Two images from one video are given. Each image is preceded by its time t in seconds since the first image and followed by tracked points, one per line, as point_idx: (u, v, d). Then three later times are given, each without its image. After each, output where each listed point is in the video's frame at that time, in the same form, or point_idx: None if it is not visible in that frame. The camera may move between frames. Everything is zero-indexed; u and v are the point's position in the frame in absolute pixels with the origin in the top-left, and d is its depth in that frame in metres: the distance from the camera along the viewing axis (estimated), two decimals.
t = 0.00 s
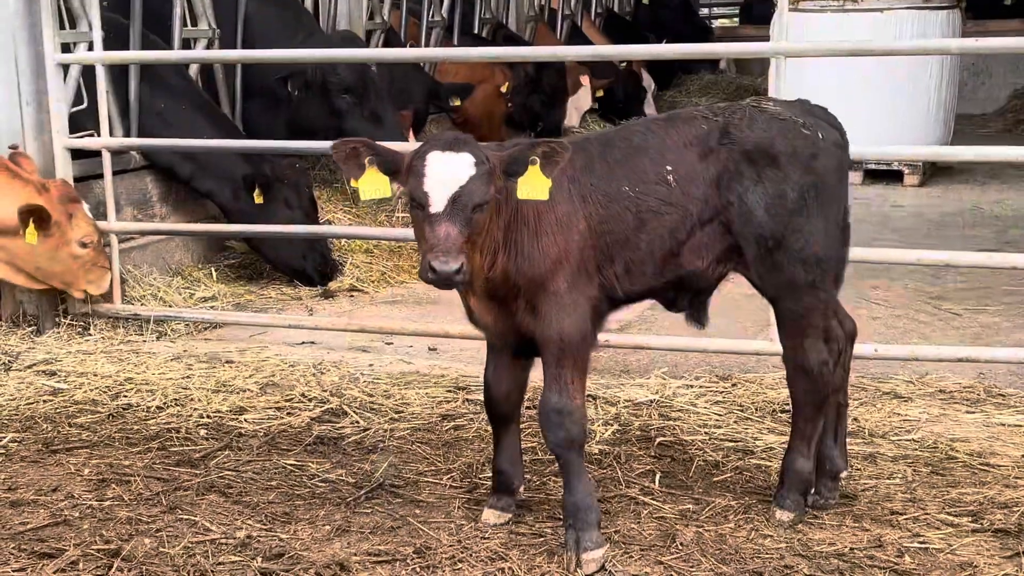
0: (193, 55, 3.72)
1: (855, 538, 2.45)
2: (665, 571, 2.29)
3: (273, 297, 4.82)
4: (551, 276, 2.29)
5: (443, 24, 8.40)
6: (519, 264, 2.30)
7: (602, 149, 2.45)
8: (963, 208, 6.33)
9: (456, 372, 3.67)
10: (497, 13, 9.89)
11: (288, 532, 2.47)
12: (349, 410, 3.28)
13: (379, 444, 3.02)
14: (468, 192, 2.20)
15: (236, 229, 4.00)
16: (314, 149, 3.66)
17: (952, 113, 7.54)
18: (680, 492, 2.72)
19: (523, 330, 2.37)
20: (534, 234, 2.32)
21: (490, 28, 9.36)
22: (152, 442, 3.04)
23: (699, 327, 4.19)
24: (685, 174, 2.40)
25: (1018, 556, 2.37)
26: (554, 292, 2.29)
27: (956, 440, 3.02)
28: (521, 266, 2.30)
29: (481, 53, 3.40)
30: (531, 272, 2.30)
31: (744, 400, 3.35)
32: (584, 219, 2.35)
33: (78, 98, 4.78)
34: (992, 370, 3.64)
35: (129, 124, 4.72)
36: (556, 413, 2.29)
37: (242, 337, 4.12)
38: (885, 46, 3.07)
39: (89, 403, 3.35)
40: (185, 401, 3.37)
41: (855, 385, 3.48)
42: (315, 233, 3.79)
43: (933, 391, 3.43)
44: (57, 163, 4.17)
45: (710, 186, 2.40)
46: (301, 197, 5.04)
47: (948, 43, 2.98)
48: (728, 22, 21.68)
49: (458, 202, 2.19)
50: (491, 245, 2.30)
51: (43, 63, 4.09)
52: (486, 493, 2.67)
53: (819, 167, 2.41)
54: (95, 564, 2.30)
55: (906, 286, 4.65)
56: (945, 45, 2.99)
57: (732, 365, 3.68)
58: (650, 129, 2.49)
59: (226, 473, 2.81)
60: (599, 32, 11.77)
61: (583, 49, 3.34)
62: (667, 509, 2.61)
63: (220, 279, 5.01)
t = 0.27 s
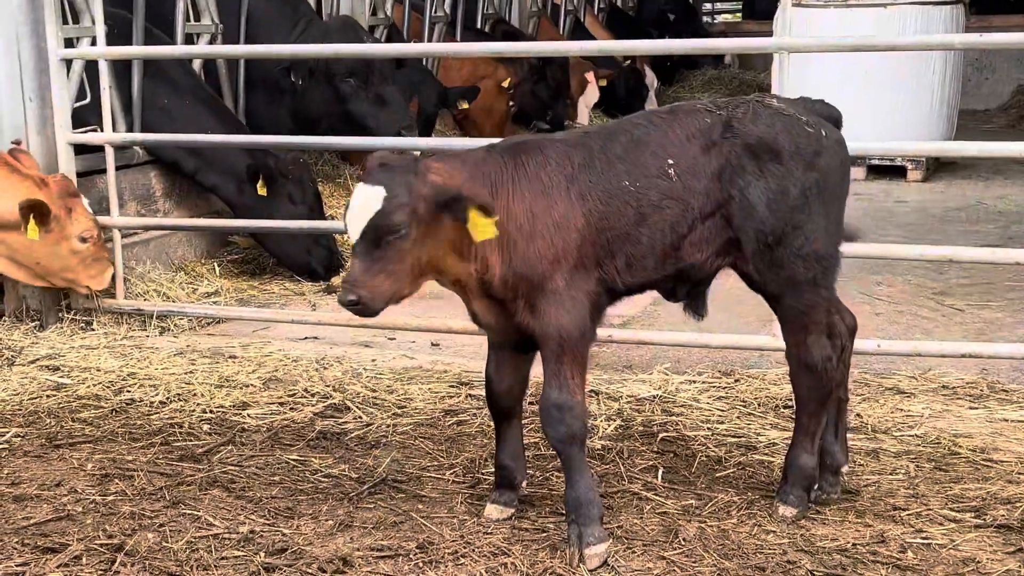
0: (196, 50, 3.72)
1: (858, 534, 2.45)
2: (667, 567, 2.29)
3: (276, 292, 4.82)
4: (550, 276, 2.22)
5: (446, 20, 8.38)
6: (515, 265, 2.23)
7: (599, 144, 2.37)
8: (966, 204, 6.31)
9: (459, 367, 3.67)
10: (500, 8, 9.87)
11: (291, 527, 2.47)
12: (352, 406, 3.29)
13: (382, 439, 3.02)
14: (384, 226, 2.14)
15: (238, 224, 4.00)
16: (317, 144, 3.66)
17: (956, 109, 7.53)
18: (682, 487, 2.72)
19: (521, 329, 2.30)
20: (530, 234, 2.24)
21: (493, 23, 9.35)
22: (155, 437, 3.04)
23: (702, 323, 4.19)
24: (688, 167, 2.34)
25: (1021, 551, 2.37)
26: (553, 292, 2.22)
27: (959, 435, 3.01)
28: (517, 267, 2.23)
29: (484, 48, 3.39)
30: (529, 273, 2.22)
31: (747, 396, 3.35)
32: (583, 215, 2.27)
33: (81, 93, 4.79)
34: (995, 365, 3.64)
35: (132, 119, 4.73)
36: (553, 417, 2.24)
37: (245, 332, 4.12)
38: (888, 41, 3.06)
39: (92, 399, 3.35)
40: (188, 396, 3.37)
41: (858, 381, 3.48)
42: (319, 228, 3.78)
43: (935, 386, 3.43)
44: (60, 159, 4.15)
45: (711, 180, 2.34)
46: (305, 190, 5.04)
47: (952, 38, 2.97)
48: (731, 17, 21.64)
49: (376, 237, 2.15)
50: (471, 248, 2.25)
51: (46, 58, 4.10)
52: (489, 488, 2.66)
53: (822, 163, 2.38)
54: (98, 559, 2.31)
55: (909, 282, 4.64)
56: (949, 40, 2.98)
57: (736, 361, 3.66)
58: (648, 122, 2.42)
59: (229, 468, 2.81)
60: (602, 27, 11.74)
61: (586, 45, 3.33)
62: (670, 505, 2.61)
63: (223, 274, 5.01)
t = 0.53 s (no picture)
0: (198, 47, 3.72)
1: (861, 531, 2.45)
2: (670, 563, 2.29)
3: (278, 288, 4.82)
4: (521, 274, 2.23)
5: (449, 16, 8.37)
6: (485, 263, 2.26)
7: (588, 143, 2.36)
8: (970, 200, 6.30)
9: (461, 363, 3.67)
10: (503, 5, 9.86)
11: (294, 523, 2.47)
12: (354, 402, 3.29)
13: (385, 436, 3.03)
14: (308, 216, 2.32)
15: (241, 221, 4.01)
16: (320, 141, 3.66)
17: (959, 105, 7.52)
18: (685, 484, 2.72)
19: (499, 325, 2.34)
20: (500, 232, 2.27)
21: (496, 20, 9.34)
22: (158, 433, 3.05)
23: (705, 320, 4.19)
24: (681, 165, 2.32)
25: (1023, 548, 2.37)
26: (525, 290, 2.23)
27: (962, 432, 3.01)
28: (487, 265, 2.26)
29: (487, 44, 3.39)
30: (500, 271, 2.25)
31: (750, 392, 3.35)
32: (563, 214, 2.26)
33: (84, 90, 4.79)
34: (998, 362, 3.63)
35: (135, 115, 4.73)
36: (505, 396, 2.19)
37: (248, 328, 4.12)
38: (891, 37, 3.05)
39: (95, 395, 3.35)
40: (191, 392, 3.38)
41: (861, 378, 3.48)
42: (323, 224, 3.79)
43: (938, 383, 3.43)
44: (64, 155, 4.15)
45: (705, 176, 2.33)
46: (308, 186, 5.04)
47: (955, 34, 2.96)
48: (733, 14, 21.61)
49: (308, 227, 2.33)
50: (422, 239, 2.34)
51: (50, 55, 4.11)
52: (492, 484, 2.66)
53: (813, 160, 2.38)
54: (102, 555, 2.31)
55: (912, 279, 4.64)
56: (951, 36, 2.97)
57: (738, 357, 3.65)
58: (642, 120, 2.39)
59: (232, 464, 2.81)
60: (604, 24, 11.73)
61: (589, 41, 3.33)
62: (673, 501, 2.61)
63: (226, 270, 5.02)
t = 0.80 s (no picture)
0: (201, 44, 3.73)
1: (863, 529, 2.44)
2: (673, 561, 2.29)
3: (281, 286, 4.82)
4: (494, 276, 2.30)
5: (452, 14, 8.37)
6: (460, 263, 2.33)
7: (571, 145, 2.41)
8: (973, 198, 6.29)
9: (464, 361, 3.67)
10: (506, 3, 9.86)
11: (297, 520, 2.48)
12: (357, 400, 3.29)
13: (388, 433, 3.03)
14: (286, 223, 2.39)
15: (243, 218, 4.01)
16: (323, 138, 3.67)
17: (963, 103, 7.51)
18: (688, 482, 2.72)
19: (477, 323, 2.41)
20: (475, 233, 2.34)
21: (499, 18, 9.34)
22: (161, 430, 3.05)
23: (708, 318, 4.19)
24: (663, 166, 2.36)
25: None
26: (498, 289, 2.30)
27: (965, 430, 3.01)
28: (462, 266, 2.33)
29: (489, 42, 3.39)
30: (474, 271, 2.32)
31: (753, 390, 3.34)
32: (538, 215, 2.33)
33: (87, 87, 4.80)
34: (1001, 360, 3.63)
35: (138, 112, 4.74)
36: (430, 391, 2.24)
37: (251, 326, 4.13)
38: (894, 35, 3.05)
39: (98, 392, 3.36)
40: (194, 389, 3.38)
41: (864, 375, 3.48)
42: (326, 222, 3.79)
43: (941, 381, 3.42)
44: (67, 151, 4.16)
45: (689, 178, 2.36)
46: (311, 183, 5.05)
47: (958, 32, 2.96)
48: (737, 12, 21.59)
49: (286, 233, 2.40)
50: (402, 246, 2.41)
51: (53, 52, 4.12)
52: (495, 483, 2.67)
53: (800, 161, 2.38)
54: (105, 552, 2.32)
55: (915, 277, 4.63)
56: (954, 34, 2.97)
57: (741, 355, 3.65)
58: (626, 121, 2.44)
59: (235, 462, 2.82)
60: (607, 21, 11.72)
61: (591, 38, 3.33)
62: (675, 499, 2.61)
63: (229, 268, 5.02)
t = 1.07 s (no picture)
0: (203, 43, 3.73)
1: (866, 528, 2.44)
2: (675, 560, 2.29)
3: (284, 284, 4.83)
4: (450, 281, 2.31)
5: (454, 13, 8.37)
6: (414, 268, 2.33)
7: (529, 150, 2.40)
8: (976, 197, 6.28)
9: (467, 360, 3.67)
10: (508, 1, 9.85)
11: (300, 519, 2.48)
12: (360, 398, 3.29)
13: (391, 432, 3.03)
14: (244, 229, 2.36)
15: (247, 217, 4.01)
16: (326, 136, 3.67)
17: (966, 103, 7.50)
18: (691, 481, 2.72)
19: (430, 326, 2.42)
20: (432, 239, 2.33)
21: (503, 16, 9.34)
22: (164, 429, 3.06)
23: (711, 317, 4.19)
24: (623, 173, 2.36)
25: None
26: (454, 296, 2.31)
27: (969, 430, 3.00)
28: (417, 271, 2.33)
29: (493, 40, 3.39)
30: (428, 275, 2.32)
31: (756, 389, 3.34)
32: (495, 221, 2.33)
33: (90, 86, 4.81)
34: (1005, 360, 3.62)
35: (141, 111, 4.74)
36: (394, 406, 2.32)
37: (254, 324, 4.13)
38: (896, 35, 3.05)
39: (102, 390, 3.36)
40: (198, 387, 3.38)
41: (867, 375, 3.48)
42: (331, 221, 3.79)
43: (944, 380, 3.42)
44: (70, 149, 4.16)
45: (650, 186, 2.36)
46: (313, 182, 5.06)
47: (963, 32, 2.95)
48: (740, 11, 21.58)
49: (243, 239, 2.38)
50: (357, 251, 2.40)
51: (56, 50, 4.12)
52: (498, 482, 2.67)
53: (762, 171, 2.38)
54: (108, 550, 2.32)
55: (919, 277, 4.63)
56: (959, 34, 2.96)
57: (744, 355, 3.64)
58: (587, 125, 2.42)
59: (238, 460, 2.82)
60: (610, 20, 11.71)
61: (593, 38, 3.33)
62: (679, 498, 2.61)
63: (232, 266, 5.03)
